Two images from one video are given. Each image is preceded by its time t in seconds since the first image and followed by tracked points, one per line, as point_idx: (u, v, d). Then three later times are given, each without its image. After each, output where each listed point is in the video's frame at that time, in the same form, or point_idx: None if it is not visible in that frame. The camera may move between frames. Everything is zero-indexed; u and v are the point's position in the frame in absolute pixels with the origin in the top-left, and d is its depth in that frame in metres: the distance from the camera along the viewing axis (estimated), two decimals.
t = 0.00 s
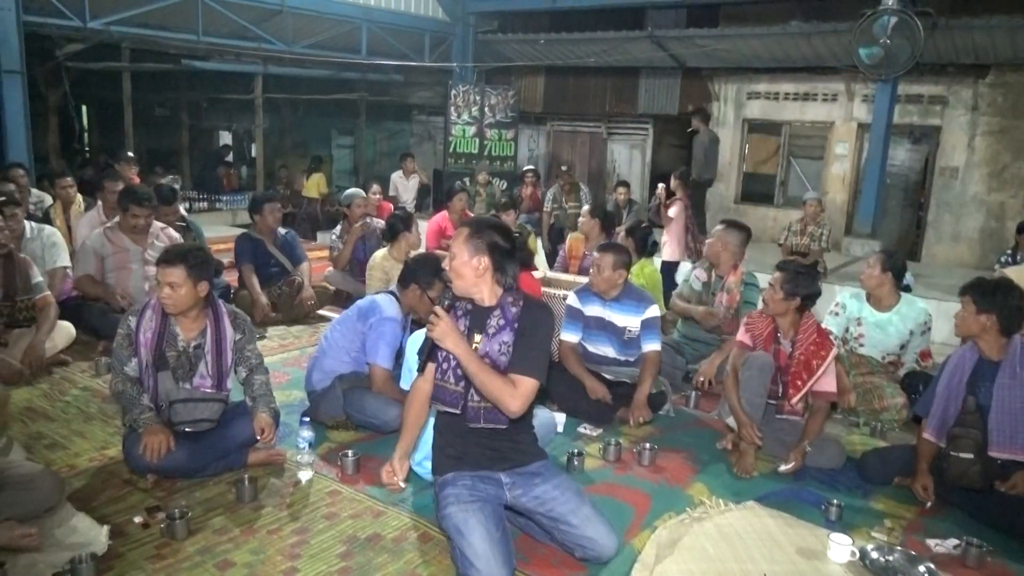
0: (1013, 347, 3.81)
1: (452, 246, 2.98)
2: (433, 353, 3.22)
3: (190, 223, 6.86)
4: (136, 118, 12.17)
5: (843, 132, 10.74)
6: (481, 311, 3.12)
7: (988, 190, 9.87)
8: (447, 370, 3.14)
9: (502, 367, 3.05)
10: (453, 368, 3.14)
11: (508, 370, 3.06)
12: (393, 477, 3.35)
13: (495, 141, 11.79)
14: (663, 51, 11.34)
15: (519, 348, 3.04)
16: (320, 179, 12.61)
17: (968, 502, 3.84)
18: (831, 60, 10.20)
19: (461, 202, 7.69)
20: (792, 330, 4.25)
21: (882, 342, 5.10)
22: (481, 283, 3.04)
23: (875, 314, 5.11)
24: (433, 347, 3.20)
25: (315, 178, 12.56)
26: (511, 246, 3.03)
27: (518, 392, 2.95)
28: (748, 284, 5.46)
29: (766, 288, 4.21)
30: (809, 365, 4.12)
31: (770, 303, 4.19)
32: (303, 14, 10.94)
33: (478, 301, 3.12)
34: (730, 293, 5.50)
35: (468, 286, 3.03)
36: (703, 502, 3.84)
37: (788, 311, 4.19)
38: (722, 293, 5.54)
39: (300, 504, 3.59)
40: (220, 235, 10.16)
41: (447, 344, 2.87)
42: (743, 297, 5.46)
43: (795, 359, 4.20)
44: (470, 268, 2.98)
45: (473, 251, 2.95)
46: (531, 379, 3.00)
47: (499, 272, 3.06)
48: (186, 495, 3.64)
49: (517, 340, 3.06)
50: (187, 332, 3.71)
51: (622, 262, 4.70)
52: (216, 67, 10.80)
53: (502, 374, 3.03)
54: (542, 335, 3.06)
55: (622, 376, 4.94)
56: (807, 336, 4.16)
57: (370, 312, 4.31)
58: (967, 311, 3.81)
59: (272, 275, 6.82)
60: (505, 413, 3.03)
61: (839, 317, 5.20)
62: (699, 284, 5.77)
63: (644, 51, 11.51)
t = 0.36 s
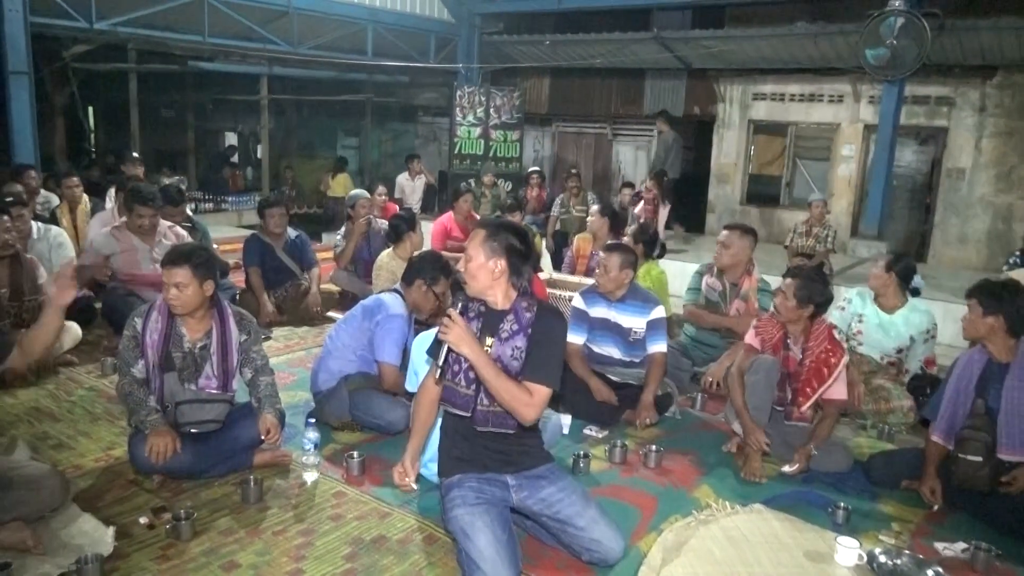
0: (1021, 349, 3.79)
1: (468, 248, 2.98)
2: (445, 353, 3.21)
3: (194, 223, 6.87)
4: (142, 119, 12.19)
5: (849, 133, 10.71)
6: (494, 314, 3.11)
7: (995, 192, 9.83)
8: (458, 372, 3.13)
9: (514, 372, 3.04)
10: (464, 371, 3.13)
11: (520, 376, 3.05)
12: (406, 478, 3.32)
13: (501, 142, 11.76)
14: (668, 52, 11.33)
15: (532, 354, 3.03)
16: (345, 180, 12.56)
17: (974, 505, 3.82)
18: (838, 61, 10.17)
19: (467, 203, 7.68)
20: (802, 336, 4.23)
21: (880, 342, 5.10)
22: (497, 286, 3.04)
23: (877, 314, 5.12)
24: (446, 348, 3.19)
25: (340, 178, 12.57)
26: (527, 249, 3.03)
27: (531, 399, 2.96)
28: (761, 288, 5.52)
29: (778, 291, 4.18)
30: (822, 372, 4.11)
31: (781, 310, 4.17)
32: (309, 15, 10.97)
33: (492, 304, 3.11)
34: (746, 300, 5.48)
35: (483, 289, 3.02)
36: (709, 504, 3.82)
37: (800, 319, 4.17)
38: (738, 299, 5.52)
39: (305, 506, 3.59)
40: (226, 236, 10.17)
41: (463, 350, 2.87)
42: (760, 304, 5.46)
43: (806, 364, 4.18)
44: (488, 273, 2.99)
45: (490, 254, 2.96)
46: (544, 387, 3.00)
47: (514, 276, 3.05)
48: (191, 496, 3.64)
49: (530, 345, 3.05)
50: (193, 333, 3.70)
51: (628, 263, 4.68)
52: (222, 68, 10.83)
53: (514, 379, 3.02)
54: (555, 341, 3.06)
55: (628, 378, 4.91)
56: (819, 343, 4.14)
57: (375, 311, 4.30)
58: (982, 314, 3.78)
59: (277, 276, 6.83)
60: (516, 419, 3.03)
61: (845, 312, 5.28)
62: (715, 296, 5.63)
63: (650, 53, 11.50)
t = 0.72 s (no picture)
0: None
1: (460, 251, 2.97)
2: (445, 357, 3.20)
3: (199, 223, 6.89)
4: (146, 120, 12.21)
5: (853, 133, 10.69)
6: (491, 314, 3.10)
7: (1000, 192, 9.79)
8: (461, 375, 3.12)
9: (517, 370, 3.05)
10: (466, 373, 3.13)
11: (523, 373, 3.06)
12: (415, 480, 3.25)
13: (504, 142, 11.74)
14: (673, 52, 11.31)
15: (533, 352, 3.04)
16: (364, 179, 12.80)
17: (980, 506, 3.80)
18: (842, 61, 10.14)
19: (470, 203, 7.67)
20: (814, 351, 4.11)
21: (883, 341, 5.08)
22: (491, 286, 3.03)
23: (883, 313, 5.11)
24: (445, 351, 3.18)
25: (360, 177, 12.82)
26: (518, 246, 3.02)
27: (538, 396, 2.97)
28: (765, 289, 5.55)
29: (799, 309, 3.99)
30: (836, 387, 4.05)
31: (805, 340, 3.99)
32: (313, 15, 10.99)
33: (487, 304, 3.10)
34: (751, 301, 5.49)
35: (479, 290, 3.01)
36: (713, 505, 3.81)
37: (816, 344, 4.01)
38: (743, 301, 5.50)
39: (309, 506, 3.59)
40: (230, 236, 10.18)
41: (469, 353, 2.87)
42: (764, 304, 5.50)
43: (821, 380, 4.10)
44: (483, 274, 2.98)
45: (483, 255, 2.94)
46: (549, 383, 3.01)
47: (508, 274, 3.04)
48: (195, 496, 3.64)
49: (530, 343, 3.06)
50: (197, 332, 3.71)
51: (631, 263, 4.68)
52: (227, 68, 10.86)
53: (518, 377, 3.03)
54: (554, 337, 3.07)
55: (632, 378, 4.91)
56: (833, 359, 4.06)
57: (377, 307, 4.32)
58: (989, 314, 3.77)
59: (281, 277, 6.84)
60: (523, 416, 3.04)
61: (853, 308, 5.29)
62: (721, 300, 5.56)
63: (654, 53, 11.49)
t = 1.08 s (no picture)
0: None
1: (469, 261, 2.92)
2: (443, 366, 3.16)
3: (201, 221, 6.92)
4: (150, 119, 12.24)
5: (857, 132, 10.66)
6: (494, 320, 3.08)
7: (1004, 191, 9.76)
8: (465, 385, 3.09)
9: (528, 373, 3.07)
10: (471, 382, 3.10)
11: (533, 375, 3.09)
12: (422, 491, 3.22)
13: (507, 141, 11.75)
14: (676, 51, 11.30)
15: (543, 354, 3.07)
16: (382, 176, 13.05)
17: (983, 505, 3.79)
18: (846, 60, 10.11)
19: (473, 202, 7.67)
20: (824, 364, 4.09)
21: (887, 341, 5.07)
22: (500, 294, 3.01)
23: (886, 312, 5.08)
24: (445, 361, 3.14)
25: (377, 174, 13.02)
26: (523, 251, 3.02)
27: (558, 396, 3.02)
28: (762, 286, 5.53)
29: (811, 333, 3.91)
30: (846, 399, 4.03)
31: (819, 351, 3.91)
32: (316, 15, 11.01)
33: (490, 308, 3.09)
34: (750, 299, 5.46)
35: (487, 297, 2.99)
36: (715, 505, 3.81)
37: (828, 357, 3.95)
38: (740, 299, 5.48)
39: (311, 505, 3.59)
40: (233, 236, 10.19)
41: (491, 368, 2.86)
42: (762, 301, 5.49)
43: (828, 393, 4.10)
44: (491, 281, 2.95)
45: (494, 264, 2.92)
46: (565, 382, 3.07)
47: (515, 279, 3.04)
48: (197, 495, 3.65)
49: (538, 345, 3.09)
50: (198, 333, 3.71)
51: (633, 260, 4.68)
52: (230, 68, 10.88)
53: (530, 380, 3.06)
54: (560, 336, 3.12)
55: (635, 377, 4.92)
56: (843, 371, 4.02)
57: (376, 305, 4.32)
58: (996, 313, 3.76)
59: (285, 276, 6.85)
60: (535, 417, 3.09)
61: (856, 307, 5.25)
62: (719, 302, 5.55)
63: (657, 52, 11.47)
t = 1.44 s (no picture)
0: None
1: (543, 266, 2.92)
2: (466, 379, 3.07)
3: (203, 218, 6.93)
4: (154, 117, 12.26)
5: (861, 130, 10.63)
6: (519, 322, 3.10)
7: (1009, 190, 9.73)
8: (495, 395, 3.06)
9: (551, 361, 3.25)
10: (504, 391, 3.07)
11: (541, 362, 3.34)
12: (476, 486, 2.94)
13: (511, 139, 11.75)
14: (680, 49, 11.27)
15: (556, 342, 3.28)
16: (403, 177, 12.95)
17: (986, 502, 3.79)
18: (850, 58, 10.08)
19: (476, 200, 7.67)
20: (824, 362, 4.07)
21: (891, 341, 5.06)
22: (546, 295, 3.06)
23: (890, 313, 5.06)
24: (470, 372, 3.06)
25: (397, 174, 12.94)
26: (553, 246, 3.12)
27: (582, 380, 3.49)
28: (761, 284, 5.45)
29: (812, 334, 3.90)
30: (846, 398, 3.99)
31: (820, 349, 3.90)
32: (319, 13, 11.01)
33: (518, 310, 3.08)
34: (744, 296, 5.45)
35: (536, 303, 3.02)
36: (717, 504, 3.80)
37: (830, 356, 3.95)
38: (736, 296, 5.49)
39: (313, 503, 3.59)
40: (238, 234, 10.21)
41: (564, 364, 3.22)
42: (758, 297, 5.43)
43: (829, 390, 4.07)
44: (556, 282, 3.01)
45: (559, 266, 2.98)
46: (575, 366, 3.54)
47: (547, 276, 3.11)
48: (200, 492, 3.66)
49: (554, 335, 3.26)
50: (205, 333, 3.69)
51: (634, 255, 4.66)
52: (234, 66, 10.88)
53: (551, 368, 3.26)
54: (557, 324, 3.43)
55: (636, 375, 4.87)
56: (843, 368, 4.00)
57: (381, 304, 4.34)
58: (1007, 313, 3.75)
59: (288, 274, 6.86)
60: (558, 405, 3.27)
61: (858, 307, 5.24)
62: (712, 301, 5.62)
63: (661, 50, 11.45)
